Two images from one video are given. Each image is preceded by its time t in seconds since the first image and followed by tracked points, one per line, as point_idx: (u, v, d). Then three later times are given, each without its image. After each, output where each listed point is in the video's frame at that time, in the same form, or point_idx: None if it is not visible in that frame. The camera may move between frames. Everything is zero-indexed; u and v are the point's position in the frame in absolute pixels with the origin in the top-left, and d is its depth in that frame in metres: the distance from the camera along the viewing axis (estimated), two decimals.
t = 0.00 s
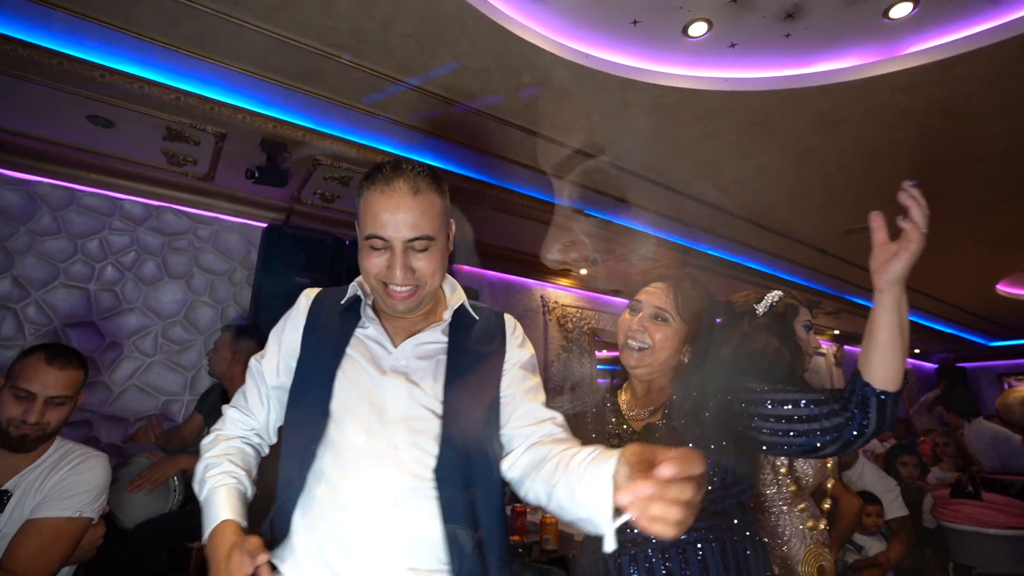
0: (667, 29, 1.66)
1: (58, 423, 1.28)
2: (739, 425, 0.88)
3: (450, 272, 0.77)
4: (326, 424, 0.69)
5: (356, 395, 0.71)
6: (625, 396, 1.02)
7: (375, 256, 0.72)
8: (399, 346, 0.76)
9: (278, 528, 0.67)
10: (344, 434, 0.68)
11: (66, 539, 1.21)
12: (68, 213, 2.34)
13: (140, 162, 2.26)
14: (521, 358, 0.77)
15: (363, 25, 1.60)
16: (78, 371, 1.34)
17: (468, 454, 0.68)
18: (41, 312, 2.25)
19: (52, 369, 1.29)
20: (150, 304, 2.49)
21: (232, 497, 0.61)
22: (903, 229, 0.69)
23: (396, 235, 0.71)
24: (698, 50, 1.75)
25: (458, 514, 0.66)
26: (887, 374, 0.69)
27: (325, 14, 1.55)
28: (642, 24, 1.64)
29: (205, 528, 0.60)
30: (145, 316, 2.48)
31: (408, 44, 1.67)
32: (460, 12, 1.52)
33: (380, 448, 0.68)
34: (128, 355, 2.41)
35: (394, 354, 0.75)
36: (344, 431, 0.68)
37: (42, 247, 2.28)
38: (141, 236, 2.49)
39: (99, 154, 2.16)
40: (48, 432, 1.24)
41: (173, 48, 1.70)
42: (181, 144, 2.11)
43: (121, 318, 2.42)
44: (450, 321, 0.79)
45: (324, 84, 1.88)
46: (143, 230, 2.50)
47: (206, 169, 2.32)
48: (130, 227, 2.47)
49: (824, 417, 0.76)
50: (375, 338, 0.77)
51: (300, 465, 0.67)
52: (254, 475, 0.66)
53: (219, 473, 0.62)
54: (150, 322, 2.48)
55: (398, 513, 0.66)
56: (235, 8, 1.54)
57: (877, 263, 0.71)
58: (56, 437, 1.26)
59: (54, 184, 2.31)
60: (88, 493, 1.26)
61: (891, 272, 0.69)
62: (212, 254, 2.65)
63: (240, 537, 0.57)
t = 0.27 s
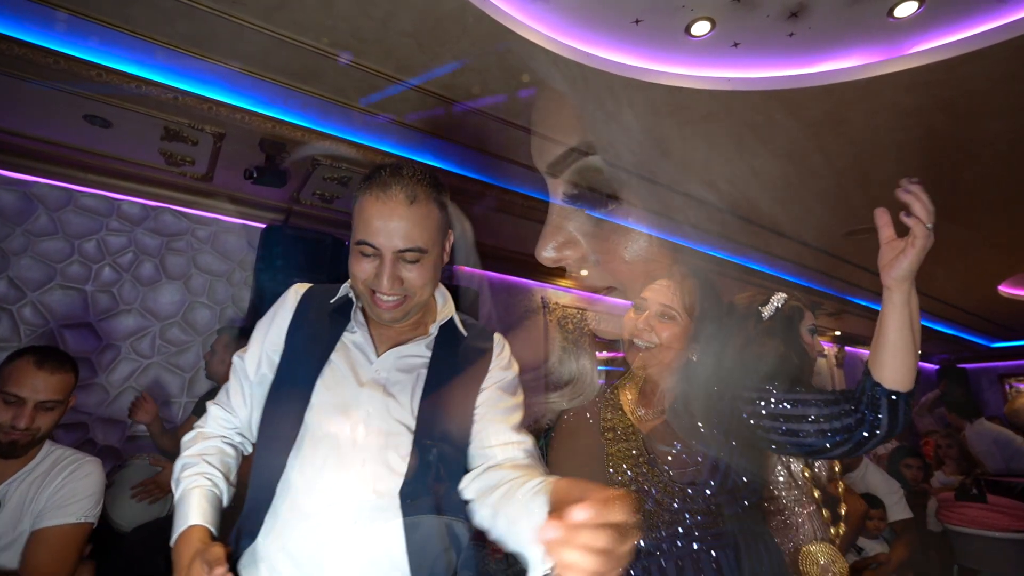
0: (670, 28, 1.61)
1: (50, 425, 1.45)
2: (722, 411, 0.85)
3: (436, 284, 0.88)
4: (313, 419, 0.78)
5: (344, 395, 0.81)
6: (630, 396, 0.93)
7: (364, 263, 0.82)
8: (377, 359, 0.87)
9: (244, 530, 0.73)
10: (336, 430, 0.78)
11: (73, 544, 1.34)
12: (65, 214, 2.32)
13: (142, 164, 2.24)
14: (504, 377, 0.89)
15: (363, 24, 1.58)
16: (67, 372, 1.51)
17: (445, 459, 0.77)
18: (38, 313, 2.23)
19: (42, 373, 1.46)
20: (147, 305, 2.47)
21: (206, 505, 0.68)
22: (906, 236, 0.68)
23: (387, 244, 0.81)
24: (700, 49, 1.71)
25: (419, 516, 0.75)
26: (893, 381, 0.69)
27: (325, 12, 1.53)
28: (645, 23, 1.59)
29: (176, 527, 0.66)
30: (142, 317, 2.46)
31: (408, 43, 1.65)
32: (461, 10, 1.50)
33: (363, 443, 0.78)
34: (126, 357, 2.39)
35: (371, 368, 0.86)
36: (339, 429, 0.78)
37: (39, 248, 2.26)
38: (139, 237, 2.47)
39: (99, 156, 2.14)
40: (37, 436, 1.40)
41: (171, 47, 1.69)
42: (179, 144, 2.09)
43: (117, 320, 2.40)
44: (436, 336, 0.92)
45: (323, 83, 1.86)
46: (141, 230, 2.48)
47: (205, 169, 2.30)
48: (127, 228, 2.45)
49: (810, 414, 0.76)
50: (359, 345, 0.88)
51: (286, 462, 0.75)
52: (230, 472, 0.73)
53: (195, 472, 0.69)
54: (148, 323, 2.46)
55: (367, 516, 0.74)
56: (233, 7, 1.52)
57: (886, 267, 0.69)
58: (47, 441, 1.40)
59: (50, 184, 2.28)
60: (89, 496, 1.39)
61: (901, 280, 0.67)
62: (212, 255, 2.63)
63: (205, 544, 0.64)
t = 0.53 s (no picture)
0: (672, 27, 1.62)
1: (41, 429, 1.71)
2: (727, 418, 0.88)
3: (428, 288, 1.05)
4: (308, 421, 0.97)
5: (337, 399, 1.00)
6: (632, 401, 1.09)
7: (359, 265, 0.97)
8: (360, 361, 1.11)
9: (212, 528, 0.97)
10: (322, 429, 0.94)
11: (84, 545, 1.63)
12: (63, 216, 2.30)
13: (143, 165, 2.16)
14: (491, 392, 1.00)
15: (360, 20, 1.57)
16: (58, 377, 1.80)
17: (439, 455, 0.90)
18: (34, 313, 2.34)
19: (33, 377, 1.74)
20: (144, 305, 2.63)
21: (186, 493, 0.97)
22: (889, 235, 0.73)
23: (381, 246, 0.95)
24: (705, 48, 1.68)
25: (398, 514, 0.86)
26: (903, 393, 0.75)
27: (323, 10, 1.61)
28: (647, 21, 1.59)
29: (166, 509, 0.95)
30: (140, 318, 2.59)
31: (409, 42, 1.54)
32: (461, 7, 1.43)
33: (338, 441, 0.92)
34: (123, 357, 2.49)
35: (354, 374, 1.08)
36: (325, 427, 0.94)
37: (35, 248, 2.39)
38: (134, 237, 2.62)
39: (99, 158, 2.04)
40: (26, 442, 1.65)
41: (173, 47, 1.69)
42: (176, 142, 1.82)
43: (114, 319, 2.54)
44: (428, 341, 1.13)
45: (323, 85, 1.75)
46: (136, 230, 2.56)
47: (204, 171, 1.99)
48: (124, 227, 2.57)
49: (815, 418, 0.80)
50: (344, 347, 1.12)
51: (284, 454, 0.94)
52: (212, 467, 1.02)
53: (180, 468, 0.99)
54: (144, 324, 2.59)
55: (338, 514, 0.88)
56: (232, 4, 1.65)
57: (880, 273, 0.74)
58: (37, 447, 1.65)
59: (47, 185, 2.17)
60: (91, 504, 1.68)
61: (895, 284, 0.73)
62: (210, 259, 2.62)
63: (177, 537, 0.92)
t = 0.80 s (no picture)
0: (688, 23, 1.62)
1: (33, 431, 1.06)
2: (733, 418, 0.96)
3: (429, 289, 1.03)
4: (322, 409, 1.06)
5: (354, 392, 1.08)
6: (632, 396, 1.03)
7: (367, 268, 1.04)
8: (354, 360, 1.19)
9: (189, 529, 1.14)
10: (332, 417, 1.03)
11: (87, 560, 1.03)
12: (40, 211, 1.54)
13: (139, 165, 1.55)
14: (490, 386, 1.05)
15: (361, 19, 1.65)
16: (52, 380, 1.13)
17: (438, 449, 1.01)
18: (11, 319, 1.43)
19: (18, 378, 1.07)
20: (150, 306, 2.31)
21: (167, 493, 1.14)
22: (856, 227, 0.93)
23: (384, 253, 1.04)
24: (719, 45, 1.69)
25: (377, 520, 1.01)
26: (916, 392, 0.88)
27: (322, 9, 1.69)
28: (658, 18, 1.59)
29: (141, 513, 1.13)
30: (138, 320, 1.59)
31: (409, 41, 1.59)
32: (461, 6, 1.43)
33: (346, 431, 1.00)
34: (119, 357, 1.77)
35: (350, 367, 1.18)
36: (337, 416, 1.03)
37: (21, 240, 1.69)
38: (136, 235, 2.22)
39: (98, 161, 1.46)
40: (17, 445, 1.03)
41: (174, 46, 1.77)
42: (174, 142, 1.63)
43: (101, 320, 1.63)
44: (431, 334, 1.14)
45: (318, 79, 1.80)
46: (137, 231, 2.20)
47: (205, 171, 1.64)
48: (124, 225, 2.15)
49: (822, 409, 0.90)
50: (347, 347, 1.20)
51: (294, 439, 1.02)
52: (196, 467, 1.16)
53: (163, 468, 1.15)
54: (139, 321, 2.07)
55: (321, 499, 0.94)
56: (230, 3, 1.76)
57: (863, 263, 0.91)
58: (30, 449, 1.03)
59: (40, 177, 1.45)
60: (86, 509, 1.06)
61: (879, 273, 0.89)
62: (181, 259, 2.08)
63: (151, 540, 1.11)
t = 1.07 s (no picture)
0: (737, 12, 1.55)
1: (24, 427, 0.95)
2: (724, 411, 0.84)
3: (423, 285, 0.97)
4: (307, 406, 0.93)
5: (325, 390, 0.93)
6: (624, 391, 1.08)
7: (353, 251, 1.00)
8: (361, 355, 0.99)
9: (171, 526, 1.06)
10: (319, 416, 0.89)
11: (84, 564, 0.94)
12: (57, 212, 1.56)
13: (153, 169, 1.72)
14: (486, 392, 1.07)
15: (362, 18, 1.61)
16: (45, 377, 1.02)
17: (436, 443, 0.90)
18: None
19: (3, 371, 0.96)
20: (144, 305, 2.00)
21: (155, 491, 1.10)
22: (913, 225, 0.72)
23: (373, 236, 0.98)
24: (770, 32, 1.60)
25: (383, 509, 0.80)
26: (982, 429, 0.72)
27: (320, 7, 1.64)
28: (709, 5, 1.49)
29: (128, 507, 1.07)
30: (137, 318, 1.92)
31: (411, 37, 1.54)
32: None
33: (338, 432, 0.87)
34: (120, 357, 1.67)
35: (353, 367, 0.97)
36: (322, 415, 0.89)
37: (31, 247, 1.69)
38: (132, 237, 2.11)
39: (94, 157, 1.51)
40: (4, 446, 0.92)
41: (174, 46, 1.77)
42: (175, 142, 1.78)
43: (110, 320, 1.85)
44: (427, 336, 1.02)
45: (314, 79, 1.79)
46: (135, 231, 2.08)
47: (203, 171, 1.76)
48: (121, 228, 2.05)
49: (824, 411, 0.77)
50: (348, 347, 1.01)
51: (289, 442, 0.90)
52: (184, 465, 1.13)
53: (150, 465, 1.13)
54: (142, 323, 1.88)
55: (313, 496, 0.84)
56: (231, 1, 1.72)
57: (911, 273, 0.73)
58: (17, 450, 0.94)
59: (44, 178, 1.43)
60: (69, 506, 0.97)
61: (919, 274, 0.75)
62: (209, 261, 1.63)
63: (136, 538, 1.03)
